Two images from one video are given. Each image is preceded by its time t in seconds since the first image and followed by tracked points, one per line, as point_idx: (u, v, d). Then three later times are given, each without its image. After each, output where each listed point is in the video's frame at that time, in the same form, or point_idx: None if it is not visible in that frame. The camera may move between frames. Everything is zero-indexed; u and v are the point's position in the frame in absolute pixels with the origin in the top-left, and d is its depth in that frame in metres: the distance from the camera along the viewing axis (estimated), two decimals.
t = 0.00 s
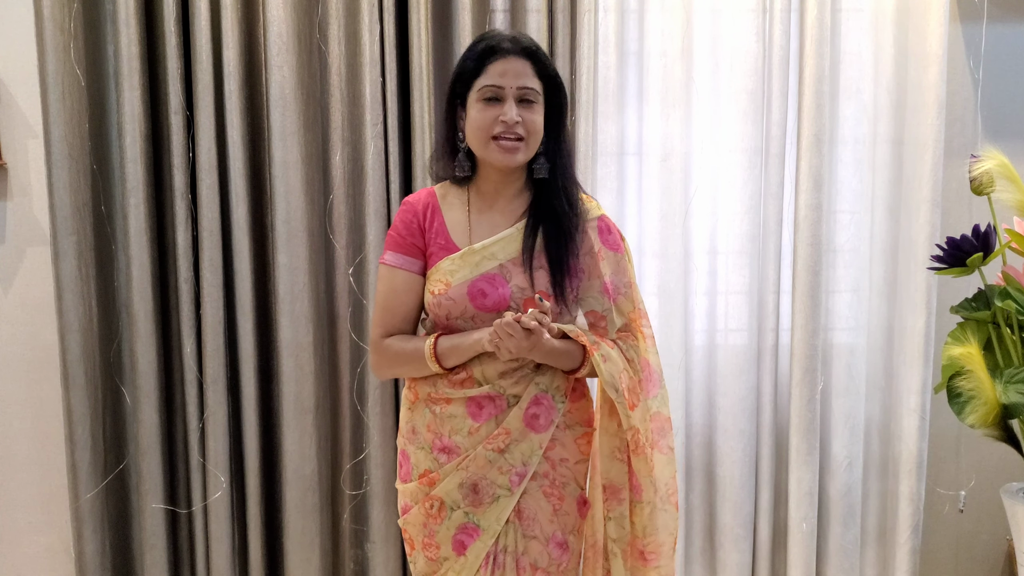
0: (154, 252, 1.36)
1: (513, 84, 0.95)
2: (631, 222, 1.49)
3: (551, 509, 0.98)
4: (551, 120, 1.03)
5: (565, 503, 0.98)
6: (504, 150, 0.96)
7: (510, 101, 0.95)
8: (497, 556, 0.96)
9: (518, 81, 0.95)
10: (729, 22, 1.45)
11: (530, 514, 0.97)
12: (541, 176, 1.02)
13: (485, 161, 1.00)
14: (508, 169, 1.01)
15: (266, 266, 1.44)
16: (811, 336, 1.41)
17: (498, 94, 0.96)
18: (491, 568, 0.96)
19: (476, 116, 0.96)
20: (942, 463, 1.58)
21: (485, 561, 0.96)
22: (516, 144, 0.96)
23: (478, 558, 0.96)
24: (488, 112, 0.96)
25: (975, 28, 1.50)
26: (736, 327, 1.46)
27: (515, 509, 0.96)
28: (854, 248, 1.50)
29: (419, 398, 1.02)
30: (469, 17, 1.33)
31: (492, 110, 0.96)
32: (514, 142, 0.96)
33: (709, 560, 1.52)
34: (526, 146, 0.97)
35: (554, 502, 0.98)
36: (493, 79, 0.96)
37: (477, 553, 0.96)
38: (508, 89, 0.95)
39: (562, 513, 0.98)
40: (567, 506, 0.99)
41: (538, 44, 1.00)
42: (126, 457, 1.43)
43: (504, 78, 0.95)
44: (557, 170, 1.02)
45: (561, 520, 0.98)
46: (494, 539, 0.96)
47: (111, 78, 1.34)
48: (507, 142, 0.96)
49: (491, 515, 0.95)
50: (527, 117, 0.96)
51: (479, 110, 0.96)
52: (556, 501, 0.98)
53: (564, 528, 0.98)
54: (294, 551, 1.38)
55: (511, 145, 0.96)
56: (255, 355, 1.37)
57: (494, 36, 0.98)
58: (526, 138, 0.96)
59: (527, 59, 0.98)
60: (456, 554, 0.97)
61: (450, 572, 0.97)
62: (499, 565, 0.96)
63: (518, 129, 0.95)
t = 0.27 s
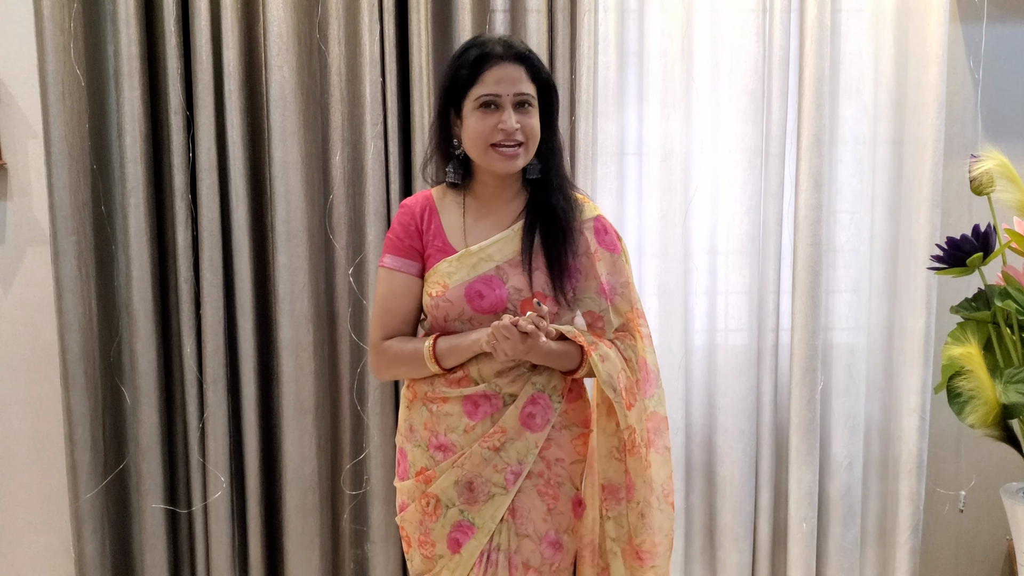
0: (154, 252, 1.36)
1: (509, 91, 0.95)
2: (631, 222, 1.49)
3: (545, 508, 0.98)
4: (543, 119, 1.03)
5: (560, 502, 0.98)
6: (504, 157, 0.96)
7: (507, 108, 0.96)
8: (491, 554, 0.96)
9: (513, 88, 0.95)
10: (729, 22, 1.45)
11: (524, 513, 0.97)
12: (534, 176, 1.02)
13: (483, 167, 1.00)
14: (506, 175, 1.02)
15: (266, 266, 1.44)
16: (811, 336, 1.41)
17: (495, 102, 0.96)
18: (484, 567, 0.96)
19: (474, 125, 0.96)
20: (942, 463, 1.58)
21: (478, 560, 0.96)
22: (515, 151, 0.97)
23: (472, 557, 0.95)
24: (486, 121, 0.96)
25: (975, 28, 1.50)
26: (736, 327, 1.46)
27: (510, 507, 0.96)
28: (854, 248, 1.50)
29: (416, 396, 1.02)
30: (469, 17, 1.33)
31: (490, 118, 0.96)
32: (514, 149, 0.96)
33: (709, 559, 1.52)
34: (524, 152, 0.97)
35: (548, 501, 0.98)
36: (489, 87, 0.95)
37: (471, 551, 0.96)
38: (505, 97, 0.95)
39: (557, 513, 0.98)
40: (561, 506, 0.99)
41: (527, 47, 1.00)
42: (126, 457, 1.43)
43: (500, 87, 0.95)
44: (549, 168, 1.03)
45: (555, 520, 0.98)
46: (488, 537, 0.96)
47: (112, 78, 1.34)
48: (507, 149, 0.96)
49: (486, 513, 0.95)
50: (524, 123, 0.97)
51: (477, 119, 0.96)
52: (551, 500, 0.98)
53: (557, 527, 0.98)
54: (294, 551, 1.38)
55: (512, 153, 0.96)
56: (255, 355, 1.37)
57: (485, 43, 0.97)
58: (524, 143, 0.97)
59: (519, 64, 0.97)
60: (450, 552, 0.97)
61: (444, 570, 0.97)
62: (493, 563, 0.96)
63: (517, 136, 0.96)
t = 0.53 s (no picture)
0: (154, 252, 1.36)
1: (511, 96, 0.95)
2: (631, 223, 1.49)
3: (541, 507, 0.98)
4: (548, 128, 1.03)
5: (556, 502, 0.98)
6: (490, 156, 0.96)
7: (505, 112, 0.95)
8: (486, 553, 0.96)
9: (517, 94, 0.95)
10: (729, 22, 1.45)
11: (520, 512, 0.97)
12: (533, 188, 1.01)
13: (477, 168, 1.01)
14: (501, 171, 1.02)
15: (266, 266, 1.44)
16: (811, 336, 1.41)
17: (495, 102, 0.96)
18: (480, 566, 0.96)
19: (470, 119, 0.97)
20: (942, 463, 1.58)
21: (474, 559, 0.96)
22: (503, 154, 0.96)
23: (468, 555, 0.96)
24: (482, 119, 0.96)
25: (975, 28, 1.50)
26: (736, 327, 1.46)
27: (505, 506, 0.97)
28: (854, 248, 1.50)
29: (412, 395, 1.02)
30: (469, 17, 1.33)
31: (487, 116, 0.96)
32: (502, 152, 0.96)
33: (709, 560, 1.52)
34: (512, 158, 0.96)
35: (544, 500, 0.98)
36: (492, 87, 0.96)
37: (467, 550, 0.96)
38: (506, 100, 0.95)
39: (552, 512, 0.98)
40: (558, 505, 0.99)
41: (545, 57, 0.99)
42: (126, 457, 1.43)
43: (503, 89, 0.95)
44: (549, 181, 1.02)
45: (551, 519, 0.98)
46: (483, 536, 0.96)
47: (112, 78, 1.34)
48: (495, 149, 0.96)
49: (481, 512, 0.96)
50: (519, 130, 0.96)
51: (475, 114, 0.97)
52: (546, 499, 0.98)
53: (554, 526, 0.98)
54: (294, 551, 1.38)
55: (498, 155, 0.96)
56: (255, 355, 1.37)
57: (499, 44, 0.98)
58: (514, 150, 0.96)
59: (529, 72, 0.97)
60: (447, 551, 0.97)
61: (441, 569, 0.97)
62: (488, 562, 0.96)
63: (507, 140, 0.95)
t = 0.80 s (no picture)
0: (154, 252, 1.36)
1: (507, 91, 0.95)
2: (631, 222, 1.49)
3: (537, 508, 0.98)
4: (547, 125, 1.04)
5: (552, 502, 0.98)
6: (492, 153, 0.96)
7: (502, 107, 0.95)
8: (482, 553, 0.97)
9: (512, 88, 0.95)
10: (729, 21, 1.45)
11: (515, 512, 0.97)
12: (537, 182, 1.02)
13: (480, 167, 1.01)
14: (502, 172, 1.02)
15: (266, 266, 1.44)
16: (811, 336, 1.41)
17: (491, 99, 0.96)
18: (476, 566, 0.97)
19: (468, 119, 0.97)
20: (942, 463, 1.58)
21: (470, 559, 0.96)
22: (505, 149, 0.96)
23: (464, 556, 0.96)
24: (479, 117, 0.96)
25: (975, 28, 1.50)
26: (736, 327, 1.46)
27: (501, 507, 0.97)
28: (854, 248, 1.50)
29: (409, 395, 1.02)
30: (469, 17, 1.33)
31: (484, 114, 0.96)
32: (504, 148, 0.96)
33: (710, 560, 1.52)
34: (515, 152, 0.97)
35: (540, 501, 0.98)
36: (487, 84, 0.96)
37: (463, 550, 0.96)
38: (502, 95, 0.95)
39: (548, 513, 0.98)
40: (554, 505, 0.99)
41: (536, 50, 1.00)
42: (126, 457, 1.43)
43: (498, 85, 0.95)
44: (552, 176, 1.02)
45: (548, 519, 0.98)
46: (479, 537, 0.96)
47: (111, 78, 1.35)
48: (497, 146, 0.96)
49: (477, 512, 0.96)
50: (519, 123, 0.96)
51: (471, 114, 0.96)
52: (542, 500, 0.98)
53: (550, 527, 0.98)
54: (294, 551, 1.38)
55: (501, 151, 0.96)
56: (255, 355, 1.37)
57: (490, 42, 0.98)
58: (516, 144, 0.96)
59: (523, 66, 0.97)
60: (443, 551, 0.97)
61: (438, 569, 0.98)
62: (484, 563, 0.97)
63: (508, 135, 0.95)
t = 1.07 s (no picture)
0: (154, 252, 1.36)
1: (486, 83, 0.95)
2: (631, 222, 1.49)
3: (537, 508, 0.98)
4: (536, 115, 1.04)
5: (553, 503, 0.98)
6: (487, 147, 0.96)
7: (485, 100, 0.95)
8: (484, 553, 0.96)
9: (489, 79, 0.95)
10: (729, 22, 1.45)
11: (517, 512, 0.97)
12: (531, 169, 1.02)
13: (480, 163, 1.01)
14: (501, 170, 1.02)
15: (266, 265, 1.44)
16: (811, 336, 1.41)
17: (473, 95, 0.96)
18: (477, 566, 0.96)
19: (456, 121, 0.97)
20: (942, 463, 1.58)
21: (472, 559, 0.96)
22: (498, 140, 0.96)
23: (466, 555, 0.96)
24: (467, 116, 0.96)
25: (975, 28, 1.50)
26: (736, 327, 1.46)
27: (503, 507, 0.96)
28: (854, 248, 1.50)
29: (409, 394, 1.02)
30: (469, 17, 1.33)
31: (470, 111, 0.96)
32: (496, 137, 0.95)
33: (709, 560, 1.52)
34: (508, 141, 0.96)
35: (541, 501, 0.98)
36: (466, 82, 0.96)
37: (464, 550, 0.96)
38: (482, 89, 0.95)
39: (549, 513, 0.98)
40: (555, 506, 0.98)
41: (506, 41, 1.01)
42: (126, 457, 1.43)
43: (476, 79, 0.95)
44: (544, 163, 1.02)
45: (548, 520, 0.98)
46: (481, 536, 0.96)
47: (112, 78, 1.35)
48: (489, 138, 0.95)
49: (478, 511, 0.95)
50: (506, 112, 0.96)
51: (458, 115, 0.97)
52: (543, 500, 0.98)
53: (551, 527, 0.98)
54: (294, 551, 1.38)
55: (494, 141, 0.95)
56: (255, 355, 1.37)
57: (462, 44, 1.00)
58: (507, 132, 0.96)
59: (498, 57, 0.98)
60: (446, 551, 0.97)
61: (440, 569, 0.97)
62: (486, 562, 0.96)
63: (497, 124, 0.95)
